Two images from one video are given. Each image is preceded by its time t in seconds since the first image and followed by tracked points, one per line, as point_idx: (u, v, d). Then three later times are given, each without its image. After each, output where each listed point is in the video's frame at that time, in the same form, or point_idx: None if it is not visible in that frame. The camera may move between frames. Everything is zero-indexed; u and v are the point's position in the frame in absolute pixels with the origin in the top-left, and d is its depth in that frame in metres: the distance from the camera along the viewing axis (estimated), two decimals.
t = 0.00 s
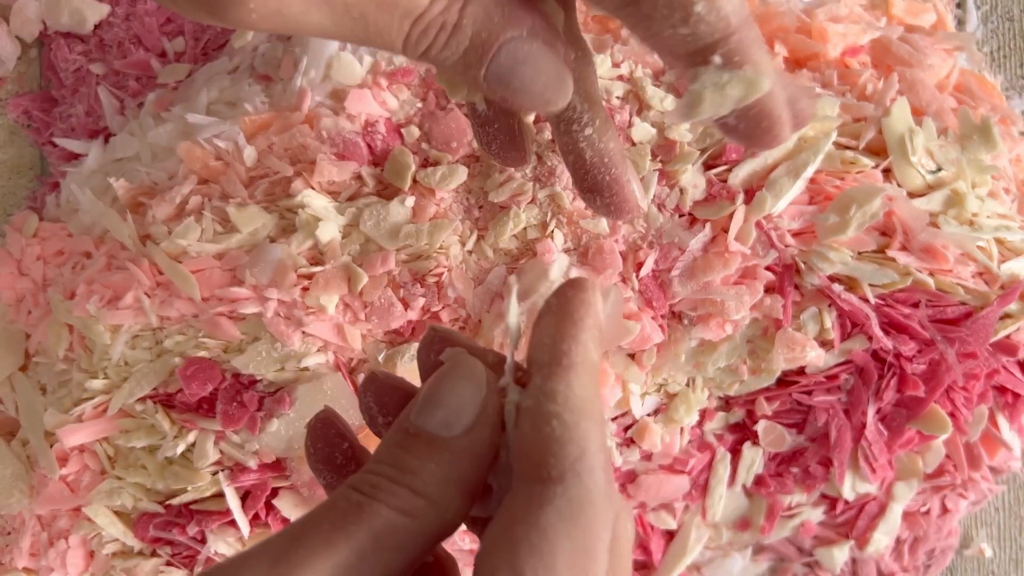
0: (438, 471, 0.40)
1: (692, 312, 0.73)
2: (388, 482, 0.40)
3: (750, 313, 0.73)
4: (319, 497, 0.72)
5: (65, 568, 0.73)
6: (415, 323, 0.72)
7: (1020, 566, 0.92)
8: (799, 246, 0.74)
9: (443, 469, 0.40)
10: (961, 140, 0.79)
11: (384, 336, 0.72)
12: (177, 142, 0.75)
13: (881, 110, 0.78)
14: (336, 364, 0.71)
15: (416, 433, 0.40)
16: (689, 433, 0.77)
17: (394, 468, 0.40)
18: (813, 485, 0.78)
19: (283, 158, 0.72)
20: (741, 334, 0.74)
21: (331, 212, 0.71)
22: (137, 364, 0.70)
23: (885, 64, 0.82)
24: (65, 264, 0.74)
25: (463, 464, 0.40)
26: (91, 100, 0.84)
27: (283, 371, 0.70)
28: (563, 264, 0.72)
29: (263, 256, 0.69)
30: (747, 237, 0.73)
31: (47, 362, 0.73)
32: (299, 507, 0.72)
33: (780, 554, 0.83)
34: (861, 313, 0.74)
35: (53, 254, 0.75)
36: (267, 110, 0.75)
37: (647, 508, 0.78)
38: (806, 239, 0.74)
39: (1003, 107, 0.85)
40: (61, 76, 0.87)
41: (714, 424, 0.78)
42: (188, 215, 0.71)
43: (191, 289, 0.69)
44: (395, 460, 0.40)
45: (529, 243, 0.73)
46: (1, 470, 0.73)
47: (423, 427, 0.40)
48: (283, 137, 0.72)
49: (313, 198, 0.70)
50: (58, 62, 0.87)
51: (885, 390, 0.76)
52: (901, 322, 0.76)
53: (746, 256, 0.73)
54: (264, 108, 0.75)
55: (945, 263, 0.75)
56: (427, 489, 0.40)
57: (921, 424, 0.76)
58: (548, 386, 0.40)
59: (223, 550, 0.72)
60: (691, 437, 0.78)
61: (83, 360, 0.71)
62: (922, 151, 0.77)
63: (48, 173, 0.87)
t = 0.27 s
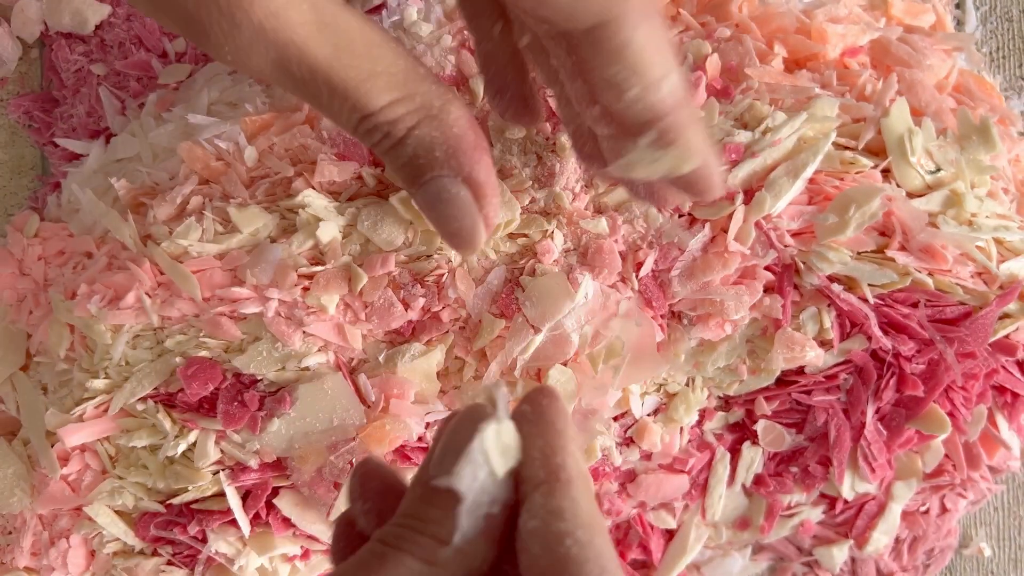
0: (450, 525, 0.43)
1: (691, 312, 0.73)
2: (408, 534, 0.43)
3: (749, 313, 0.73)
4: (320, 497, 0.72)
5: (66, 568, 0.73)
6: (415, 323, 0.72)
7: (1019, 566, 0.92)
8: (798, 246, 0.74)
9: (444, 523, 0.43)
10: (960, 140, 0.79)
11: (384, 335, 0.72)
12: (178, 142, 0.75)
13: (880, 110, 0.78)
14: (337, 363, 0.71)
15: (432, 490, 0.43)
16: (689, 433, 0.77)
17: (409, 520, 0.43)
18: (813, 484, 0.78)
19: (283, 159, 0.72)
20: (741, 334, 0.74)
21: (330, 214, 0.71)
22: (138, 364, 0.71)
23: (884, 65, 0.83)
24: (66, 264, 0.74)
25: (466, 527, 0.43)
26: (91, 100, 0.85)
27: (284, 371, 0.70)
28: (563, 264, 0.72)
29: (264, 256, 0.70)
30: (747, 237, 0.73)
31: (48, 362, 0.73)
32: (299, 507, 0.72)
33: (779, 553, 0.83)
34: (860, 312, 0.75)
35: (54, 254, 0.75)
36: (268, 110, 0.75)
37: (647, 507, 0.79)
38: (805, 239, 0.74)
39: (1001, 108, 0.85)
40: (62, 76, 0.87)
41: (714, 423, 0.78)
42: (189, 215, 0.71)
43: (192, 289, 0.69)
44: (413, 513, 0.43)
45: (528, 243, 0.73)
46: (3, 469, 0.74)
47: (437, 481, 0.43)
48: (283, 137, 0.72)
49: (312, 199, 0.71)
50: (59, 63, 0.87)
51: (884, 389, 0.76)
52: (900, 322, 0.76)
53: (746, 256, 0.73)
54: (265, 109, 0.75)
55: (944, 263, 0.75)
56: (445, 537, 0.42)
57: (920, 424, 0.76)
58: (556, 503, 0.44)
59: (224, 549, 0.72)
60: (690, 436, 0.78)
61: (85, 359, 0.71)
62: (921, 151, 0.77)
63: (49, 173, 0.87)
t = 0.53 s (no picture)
0: (493, 496, 0.45)
1: (691, 312, 0.73)
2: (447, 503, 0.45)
3: (749, 313, 0.73)
4: (319, 497, 0.72)
5: (67, 568, 0.73)
6: (414, 323, 0.72)
7: (1019, 566, 0.93)
8: (798, 246, 0.74)
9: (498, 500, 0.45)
10: (959, 140, 0.79)
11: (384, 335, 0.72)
12: (178, 142, 0.75)
13: (879, 110, 0.78)
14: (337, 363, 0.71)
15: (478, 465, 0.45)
16: (689, 433, 0.77)
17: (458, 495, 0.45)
18: (812, 484, 0.78)
19: (283, 158, 0.73)
20: (741, 334, 0.74)
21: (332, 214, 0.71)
22: (139, 364, 0.71)
23: (884, 65, 0.83)
24: (66, 264, 0.74)
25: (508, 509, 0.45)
26: (92, 100, 0.85)
27: (284, 371, 0.70)
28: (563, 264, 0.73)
29: (264, 256, 0.70)
30: (746, 237, 0.73)
31: (48, 362, 0.73)
32: (299, 507, 0.72)
33: (779, 553, 0.83)
34: (860, 312, 0.75)
35: (54, 254, 0.75)
36: (268, 110, 0.75)
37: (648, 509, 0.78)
38: (805, 239, 0.74)
39: (1001, 108, 0.85)
40: (62, 77, 0.87)
41: (714, 423, 0.78)
42: (189, 215, 0.71)
43: (192, 289, 0.69)
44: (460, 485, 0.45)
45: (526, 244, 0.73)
46: (3, 469, 0.74)
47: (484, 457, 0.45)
48: (283, 137, 0.73)
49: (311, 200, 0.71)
50: (59, 63, 0.87)
51: (884, 389, 0.76)
52: (899, 322, 0.76)
53: (745, 256, 0.73)
54: (265, 109, 0.75)
55: (943, 263, 0.75)
56: (482, 506, 0.45)
57: (919, 424, 0.76)
58: (632, 505, 0.43)
59: (224, 549, 0.72)
60: (690, 437, 0.78)
61: (85, 359, 0.71)
62: (920, 151, 0.78)
63: (49, 173, 0.87)
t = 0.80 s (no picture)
0: (518, 546, 0.38)
1: (691, 313, 0.73)
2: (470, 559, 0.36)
3: (749, 313, 0.73)
4: (319, 506, 0.71)
5: (67, 568, 0.73)
6: (411, 343, 0.71)
7: (1019, 566, 0.92)
8: (798, 247, 0.74)
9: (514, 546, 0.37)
10: (959, 140, 0.79)
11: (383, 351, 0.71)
12: (178, 142, 0.75)
13: (880, 110, 0.78)
14: (336, 366, 0.71)
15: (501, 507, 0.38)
16: (690, 436, 0.77)
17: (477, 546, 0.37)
18: (812, 484, 0.79)
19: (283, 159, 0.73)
20: (741, 334, 0.74)
21: (330, 218, 0.72)
22: (138, 364, 0.71)
23: (884, 65, 0.83)
24: (66, 264, 0.74)
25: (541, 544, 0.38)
26: (91, 100, 0.85)
27: (285, 381, 0.70)
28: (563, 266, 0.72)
29: (264, 257, 0.70)
30: (746, 237, 0.73)
31: (48, 362, 0.73)
32: (299, 516, 0.72)
33: (780, 555, 0.83)
34: (860, 312, 0.75)
35: (54, 254, 0.75)
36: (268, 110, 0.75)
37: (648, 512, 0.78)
38: (805, 240, 0.74)
39: (1001, 108, 0.85)
40: (62, 76, 0.87)
41: (715, 425, 0.78)
42: (190, 215, 0.72)
43: (192, 289, 0.69)
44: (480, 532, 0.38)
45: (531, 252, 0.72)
46: (3, 469, 0.74)
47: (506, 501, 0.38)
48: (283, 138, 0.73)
49: (309, 202, 0.72)
50: (59, 63, 0.87)
51: (884, 389, 0.76)
52: (899, 322, 0.76)
53: (745, 256, 0.73)
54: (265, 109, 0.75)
55: (943, 262, 0.75)
56: (502, 561, 0.37)
57: (919, 424, 0.76)
58: (622, 546, 0.38)
59: (224, 552, 0.72)
60: (692, 440, 0.78)
61: (85, 359, 0.71)
62: (921, 151, 0.78)
63: (50, 173, 0.87)
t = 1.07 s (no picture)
0: (569, 509, 0.36)
1: (691, 313, 0.73)
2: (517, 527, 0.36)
3: (749, 313, 0.73)
4: (319, 508, 0.71)
5: (67, 568, 0.73)
6: (411, 343, 0.71)
7: (1019, 566, 0.92)
8: (798, 247, 0.74)
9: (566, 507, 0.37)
10: (959, 140, 0.79)
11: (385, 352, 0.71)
12: (178, 142, 0.75)
13: (880, 110, 0.78)
14: (336, 367, 0.71)
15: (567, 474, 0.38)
16: (690, 437, 0.77)
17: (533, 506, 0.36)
18: (812, 484, 0.79)
19: (283, 159, 0.73)
20: (741, 334, 0.74)
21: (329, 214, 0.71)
22: (138, 364, 0.71)
23: (884, 65, 0.83)
24: (66, 264, 0.74)
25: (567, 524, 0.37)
26: (91, 100, 0.84)
27: (286, 381, 0.70)
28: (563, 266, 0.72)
29: (264, 257, 0.70)
30: (746, 237, 0.73)
31: (48, 362, 0.73)
32: (299, 515, 0.71)
33: (780, 555, 0.83)
34: (860, 312, 0.75)
35: (54, 254, 0.75)
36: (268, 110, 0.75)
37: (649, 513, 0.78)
38: (805, 239, 0.74)
39: (1001, 108, 0.85)
40: (62, 76, 0.87)
41: (715, 426, 0.78)
42: (190, 215, 0.71)
43: (192, 289, 0.69)
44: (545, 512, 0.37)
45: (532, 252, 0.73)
46: (3, 469, 0.74)
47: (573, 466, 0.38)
48: (283, 138, 0.73)
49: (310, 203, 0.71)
50: (59, 62, 0.87)
51: (884, 389, 0.76)
52: (899, 322, 0.76)
53: (745, 256, 0.73)
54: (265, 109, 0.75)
55: (943, 262, 0.75)
56: (558, 520, 0.36)
57: (919, 424, 0.76)
58: (635, 512, 0.36)
59: (225, 552, 0.72)
60: (691, 440, 0.78)
61: (85, 359, 0.71)
62: (920, 151, 0.78)
63: (49, 173, 0.87)
